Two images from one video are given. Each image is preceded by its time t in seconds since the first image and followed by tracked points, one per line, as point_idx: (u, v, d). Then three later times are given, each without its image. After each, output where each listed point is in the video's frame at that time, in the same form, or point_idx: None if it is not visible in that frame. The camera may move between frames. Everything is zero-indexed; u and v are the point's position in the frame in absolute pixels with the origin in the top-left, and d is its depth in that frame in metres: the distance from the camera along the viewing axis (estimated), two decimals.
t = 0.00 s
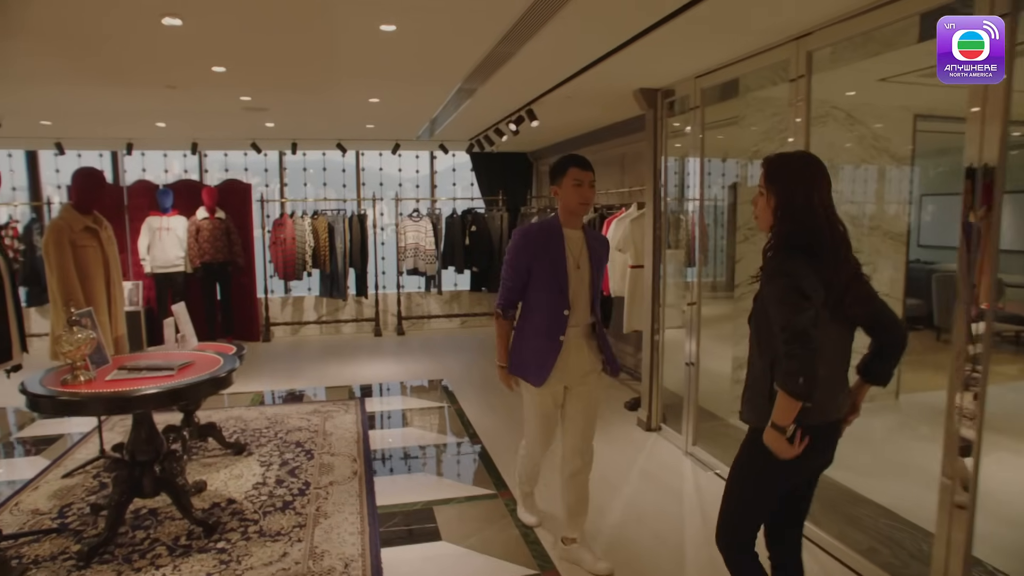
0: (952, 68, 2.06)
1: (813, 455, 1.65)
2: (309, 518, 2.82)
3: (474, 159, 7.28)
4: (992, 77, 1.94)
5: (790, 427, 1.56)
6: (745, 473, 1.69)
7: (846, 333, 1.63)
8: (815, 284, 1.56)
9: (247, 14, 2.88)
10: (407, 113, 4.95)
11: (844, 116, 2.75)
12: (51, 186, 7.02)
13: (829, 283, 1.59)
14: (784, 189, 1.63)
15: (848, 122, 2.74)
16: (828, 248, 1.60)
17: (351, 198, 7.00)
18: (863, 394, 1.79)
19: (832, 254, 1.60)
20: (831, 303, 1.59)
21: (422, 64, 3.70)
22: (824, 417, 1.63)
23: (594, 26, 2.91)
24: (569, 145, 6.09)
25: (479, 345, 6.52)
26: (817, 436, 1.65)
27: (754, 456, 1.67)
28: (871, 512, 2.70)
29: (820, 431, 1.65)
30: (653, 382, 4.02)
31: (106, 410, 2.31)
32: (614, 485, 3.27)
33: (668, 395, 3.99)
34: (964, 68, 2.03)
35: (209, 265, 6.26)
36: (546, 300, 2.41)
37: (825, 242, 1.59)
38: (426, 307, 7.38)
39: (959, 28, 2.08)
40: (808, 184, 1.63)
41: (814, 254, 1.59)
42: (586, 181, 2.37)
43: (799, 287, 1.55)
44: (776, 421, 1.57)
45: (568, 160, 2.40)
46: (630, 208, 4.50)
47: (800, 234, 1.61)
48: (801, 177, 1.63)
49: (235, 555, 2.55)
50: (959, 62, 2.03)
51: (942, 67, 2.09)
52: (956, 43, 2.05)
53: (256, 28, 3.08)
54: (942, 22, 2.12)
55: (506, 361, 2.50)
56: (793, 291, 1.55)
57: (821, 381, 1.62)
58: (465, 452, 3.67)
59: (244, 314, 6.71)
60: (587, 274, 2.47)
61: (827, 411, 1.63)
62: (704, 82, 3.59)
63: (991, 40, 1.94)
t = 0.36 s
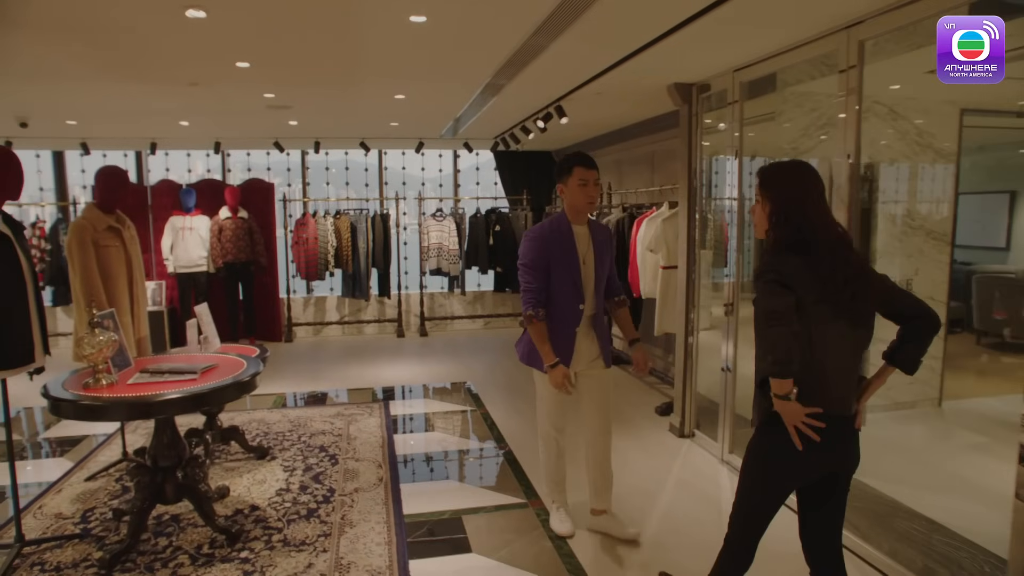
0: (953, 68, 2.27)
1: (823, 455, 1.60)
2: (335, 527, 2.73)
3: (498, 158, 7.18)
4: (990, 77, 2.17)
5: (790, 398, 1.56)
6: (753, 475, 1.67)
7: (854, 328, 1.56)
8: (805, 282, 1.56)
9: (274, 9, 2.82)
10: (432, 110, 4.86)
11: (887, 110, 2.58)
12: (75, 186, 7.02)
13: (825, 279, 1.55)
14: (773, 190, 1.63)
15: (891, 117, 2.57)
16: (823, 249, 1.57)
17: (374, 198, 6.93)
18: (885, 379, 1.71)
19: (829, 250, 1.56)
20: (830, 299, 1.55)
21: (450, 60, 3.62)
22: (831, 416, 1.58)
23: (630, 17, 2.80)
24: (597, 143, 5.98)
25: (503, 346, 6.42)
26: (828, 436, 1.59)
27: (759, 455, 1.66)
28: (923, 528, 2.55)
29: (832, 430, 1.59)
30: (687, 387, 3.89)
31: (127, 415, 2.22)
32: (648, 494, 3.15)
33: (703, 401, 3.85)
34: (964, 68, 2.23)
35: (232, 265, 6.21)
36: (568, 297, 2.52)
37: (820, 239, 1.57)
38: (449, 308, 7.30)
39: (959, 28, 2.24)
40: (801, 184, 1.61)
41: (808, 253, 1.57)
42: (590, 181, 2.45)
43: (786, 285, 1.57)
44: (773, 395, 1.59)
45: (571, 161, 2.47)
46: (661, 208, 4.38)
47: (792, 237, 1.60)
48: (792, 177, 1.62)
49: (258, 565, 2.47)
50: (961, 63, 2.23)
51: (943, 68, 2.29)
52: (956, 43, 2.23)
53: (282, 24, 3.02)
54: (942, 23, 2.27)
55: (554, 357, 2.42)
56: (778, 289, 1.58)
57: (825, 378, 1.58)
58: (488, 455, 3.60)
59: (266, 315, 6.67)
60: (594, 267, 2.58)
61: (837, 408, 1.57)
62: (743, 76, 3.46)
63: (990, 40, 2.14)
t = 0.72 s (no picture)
0: (952, 68, 2.25)
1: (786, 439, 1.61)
2: (348, 537, 2.64)
3: (511, 157, 7.09)
4: (990, 78, 2.15)
5: (743, 376, 1.60)
6: (726, 460, 1.69)
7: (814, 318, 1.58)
8: (765, 280, 1.57)
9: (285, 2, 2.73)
10: (445, 107, 4.77)
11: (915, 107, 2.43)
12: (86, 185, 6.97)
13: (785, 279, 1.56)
14: (745, 191, 1.62)
15: (918, 114, 2.42)
16: (789, 248, 1.57)
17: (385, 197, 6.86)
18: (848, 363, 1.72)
19: (798, 252, 1.56)
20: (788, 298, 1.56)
21: (465, 55, 3.54)
22: (791, 399, 1.60)
23: (655, 10, 2.71)
24: (613, 141, 5.89)
25: (516, 348, 6.32)
26: (790, 419, 1.60)
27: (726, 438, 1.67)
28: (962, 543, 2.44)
29: (795, 413, 1.61)
30: (709, 392, 3.77)
31: (133, 421, 2.13)
32: (670, 503, 3.04)
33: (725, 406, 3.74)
34: (963, 68, 2.21)
35: (242, 264, 6.13)
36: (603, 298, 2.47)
37: (791, 242, 1.57)
38: (460, 309, 7.21)
39: (958, 29, 2.23)
40: (779, 187, 1.60)
41: (775, 251, 1.57)
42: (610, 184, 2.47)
43: (744, 283, 1.58)
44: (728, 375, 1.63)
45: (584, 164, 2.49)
46: (682, 207, 4.28)
47: (758, 236, 1.61)
48: (769, 180, 1.60)
49: None
50: (960, 63, 2.21)
51: (943, 68, 2.27)
52: (956, 43, 2.21)
53: (292, 18, 2.93)
54: (942, 23, 2.26)
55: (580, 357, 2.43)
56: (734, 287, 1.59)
57: (784, 362, 1.60)
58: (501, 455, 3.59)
59: (276, 315, 6.58)
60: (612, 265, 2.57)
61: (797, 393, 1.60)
62: (770, 71, 3.34)
63: (990, 40, 2.12)
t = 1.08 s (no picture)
0: (951, 68, 2.22)
1: (785, 430, 1.72)
2: (357, 551, 2.52)
3: (519, 156, 6.99)
4: (989, 78, 2.17)
5: (750, 374, 1.68)
6: (730, 453, 1.80)
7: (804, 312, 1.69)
8: (754, 276, 1.69)
9: None
10: (454, 104, 4.66)
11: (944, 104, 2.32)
12: (88, 185, 6.87)
13: (773, 274, 1.68)
14: (728, 190, 1.75)
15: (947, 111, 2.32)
16: (771, 245, 1.70)
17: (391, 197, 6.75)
18: (834, 354, 1.84)
19: (782, 247, 1.68)
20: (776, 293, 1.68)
21: (476, 51, 3.44)
22: (792, 395, 1.71)
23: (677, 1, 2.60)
24: (624, 139, 5.78)
25: (525, 350, 6.21)
26: (790, 412, 1.72)
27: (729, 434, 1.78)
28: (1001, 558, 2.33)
29: (793, 406, 1.72)
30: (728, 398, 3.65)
31: (133, 433, 2.02)
32: (691, 514, 2.93)
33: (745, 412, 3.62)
34: (963, 68, 2.19)
35: (246, 265, 6.02)
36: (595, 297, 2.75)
37: (773, 237, 1.70)
38: (468, 310, 7.11)
39: (956, 28, 2.23)
40: (762, 185, 1.72)
41: (758, 249, 1.70)
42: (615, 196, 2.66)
43: (735, 279, 1.69)
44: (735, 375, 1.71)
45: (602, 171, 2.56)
46: (698, 207, 4.16)
47: (743, 235, 1.73)
48: (752, 179, 1.72)
49: None
50: (960, 63, 2.18)
51: (941, 68, 2.23)
52: (957, 43, 2.20)
53: None
54: (941, 23, 2.25)
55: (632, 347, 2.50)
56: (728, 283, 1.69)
57: (782, 358, 1.70)
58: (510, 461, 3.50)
59: (281, 317, 6.47)
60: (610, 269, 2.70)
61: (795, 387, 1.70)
62: (797, 65, 3.20)
63: (990, 40, 2.14)
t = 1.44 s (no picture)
0: (953, 68, 2.25)
1: (755, 424, 1.92)
2: (369, 566, 2.42)
3: (528, 155, 6.89)
4: (991, 78, 2.15)
5: (731, 372, 1.87)
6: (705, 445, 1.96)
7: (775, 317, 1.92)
8: (737, 280, 1.90)
9: None
10: (464, 102, 4.55)
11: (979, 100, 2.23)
12: (91, 184, 6.77)
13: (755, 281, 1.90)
14: (715, 200, 1.96)
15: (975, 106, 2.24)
16: (753, 252, 1.91)
17: (398, 196, 6.65)
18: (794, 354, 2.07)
19: (762, 255, 1.91)
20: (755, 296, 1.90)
21: (489, 47, 3.33)
22: (762, 392, 1.91)
23: None
24: (636, 139, 5.68)
25: (534, 353, 6.10)
26: (759, 408, 1.91)
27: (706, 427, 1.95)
28: None
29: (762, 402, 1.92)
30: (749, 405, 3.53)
31: (134, 444, 1.91)
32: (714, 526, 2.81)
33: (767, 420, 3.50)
34: (964, 68, 2.20)
35: (251, 265, 5.92)
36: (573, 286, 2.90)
37: (758, 245, 1.91)
38: (475, 312, 7.01)
39: (957, 28, 2.30)
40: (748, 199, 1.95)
41: (740, 256, 1.91)
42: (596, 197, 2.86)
43: (725, 282, 1.89)
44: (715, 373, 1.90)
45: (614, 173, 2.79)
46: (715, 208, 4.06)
47: (728, 241, 1.94)
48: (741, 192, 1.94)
49: None
50: (960, 63, 2.20)
51: (942, 68, 2.30)
52: (957, 43, 2.25)
53: None
54: (943, 22, 2.34)
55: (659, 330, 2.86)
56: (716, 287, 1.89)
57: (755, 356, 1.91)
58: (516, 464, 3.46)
59: (286, 319, 6.37)
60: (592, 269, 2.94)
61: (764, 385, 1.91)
62: (824, 61, 3.06)
63: (990, 39, 2.15)
